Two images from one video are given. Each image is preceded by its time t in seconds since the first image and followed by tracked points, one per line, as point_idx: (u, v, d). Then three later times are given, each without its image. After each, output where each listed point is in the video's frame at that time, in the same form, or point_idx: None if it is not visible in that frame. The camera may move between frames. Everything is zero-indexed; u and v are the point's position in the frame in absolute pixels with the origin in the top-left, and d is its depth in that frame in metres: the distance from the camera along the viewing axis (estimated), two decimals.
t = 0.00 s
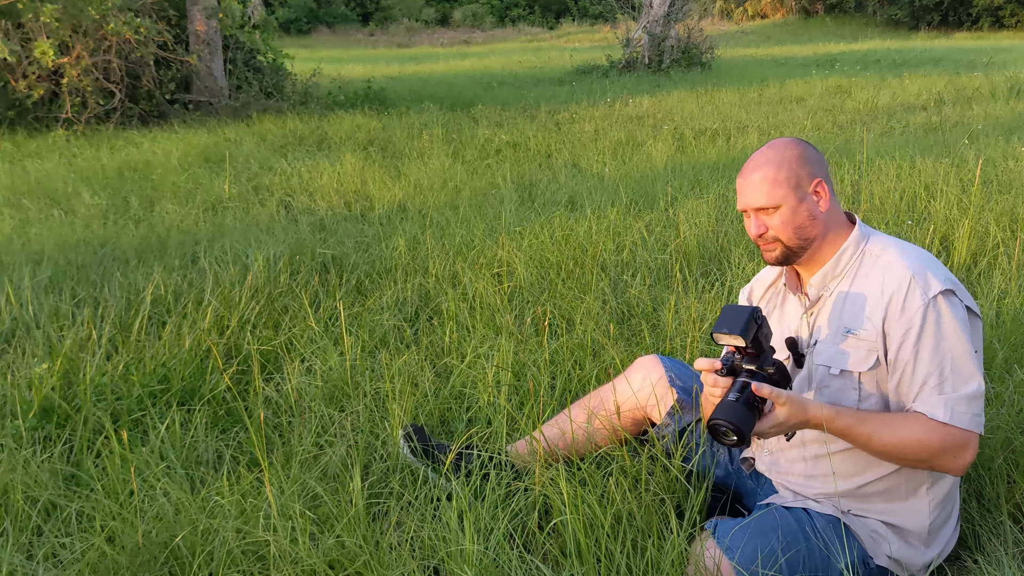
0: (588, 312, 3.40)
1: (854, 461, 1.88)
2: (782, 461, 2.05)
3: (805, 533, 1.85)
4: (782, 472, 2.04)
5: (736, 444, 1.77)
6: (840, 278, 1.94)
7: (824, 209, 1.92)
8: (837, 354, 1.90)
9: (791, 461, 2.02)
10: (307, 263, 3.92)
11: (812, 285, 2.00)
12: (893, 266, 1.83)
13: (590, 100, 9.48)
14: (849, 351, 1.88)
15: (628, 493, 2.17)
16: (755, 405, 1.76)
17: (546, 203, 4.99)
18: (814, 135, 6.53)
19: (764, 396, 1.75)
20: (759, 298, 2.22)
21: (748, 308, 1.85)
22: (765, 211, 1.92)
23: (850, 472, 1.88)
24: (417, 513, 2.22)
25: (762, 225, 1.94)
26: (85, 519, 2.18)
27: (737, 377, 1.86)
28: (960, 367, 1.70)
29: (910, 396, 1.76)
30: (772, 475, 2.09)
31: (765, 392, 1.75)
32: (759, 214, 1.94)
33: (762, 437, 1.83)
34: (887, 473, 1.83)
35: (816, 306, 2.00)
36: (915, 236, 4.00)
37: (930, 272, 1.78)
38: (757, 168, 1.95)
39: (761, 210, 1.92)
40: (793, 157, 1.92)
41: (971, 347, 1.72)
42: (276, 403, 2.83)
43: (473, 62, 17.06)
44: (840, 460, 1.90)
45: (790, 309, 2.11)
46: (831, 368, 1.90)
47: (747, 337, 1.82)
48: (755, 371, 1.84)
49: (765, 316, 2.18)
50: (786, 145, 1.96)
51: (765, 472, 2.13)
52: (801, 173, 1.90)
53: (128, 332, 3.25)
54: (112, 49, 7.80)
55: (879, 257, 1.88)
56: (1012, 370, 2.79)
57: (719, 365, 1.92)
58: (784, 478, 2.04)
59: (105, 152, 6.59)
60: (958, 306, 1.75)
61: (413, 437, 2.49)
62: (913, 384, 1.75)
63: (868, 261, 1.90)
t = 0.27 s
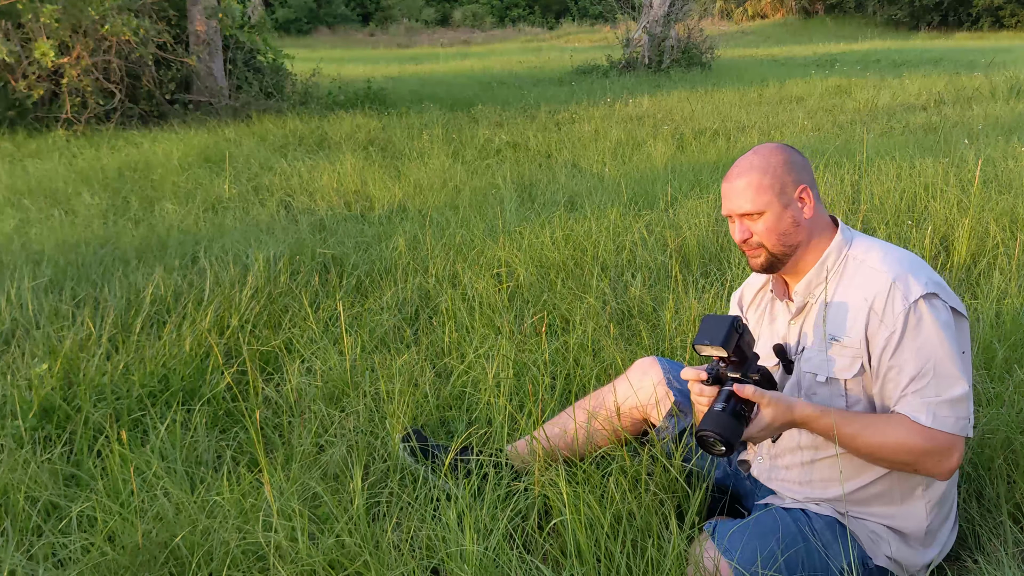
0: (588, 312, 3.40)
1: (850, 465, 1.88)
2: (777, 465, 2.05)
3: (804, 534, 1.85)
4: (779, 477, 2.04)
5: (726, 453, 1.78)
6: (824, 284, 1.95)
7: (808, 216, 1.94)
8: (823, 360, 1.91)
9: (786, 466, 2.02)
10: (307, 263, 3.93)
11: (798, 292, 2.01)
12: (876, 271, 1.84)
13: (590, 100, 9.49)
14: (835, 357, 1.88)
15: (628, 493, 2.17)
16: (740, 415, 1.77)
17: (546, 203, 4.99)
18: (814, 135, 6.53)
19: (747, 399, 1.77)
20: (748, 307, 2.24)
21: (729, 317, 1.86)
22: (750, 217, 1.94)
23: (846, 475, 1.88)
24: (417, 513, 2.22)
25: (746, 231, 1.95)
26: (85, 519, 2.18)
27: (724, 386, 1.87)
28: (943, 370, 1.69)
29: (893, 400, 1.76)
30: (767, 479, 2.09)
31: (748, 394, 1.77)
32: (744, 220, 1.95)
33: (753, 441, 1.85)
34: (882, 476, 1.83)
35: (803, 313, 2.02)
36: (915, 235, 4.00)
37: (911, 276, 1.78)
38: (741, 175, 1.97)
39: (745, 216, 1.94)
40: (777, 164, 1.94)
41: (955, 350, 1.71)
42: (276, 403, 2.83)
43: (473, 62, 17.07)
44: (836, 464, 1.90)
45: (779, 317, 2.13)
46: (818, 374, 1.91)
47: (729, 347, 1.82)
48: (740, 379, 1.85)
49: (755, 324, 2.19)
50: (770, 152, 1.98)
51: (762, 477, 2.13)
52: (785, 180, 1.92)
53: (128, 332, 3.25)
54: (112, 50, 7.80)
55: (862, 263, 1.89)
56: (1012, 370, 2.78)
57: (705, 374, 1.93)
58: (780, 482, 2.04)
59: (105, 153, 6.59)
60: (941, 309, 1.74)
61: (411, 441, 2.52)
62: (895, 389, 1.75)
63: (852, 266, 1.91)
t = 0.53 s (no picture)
0: (588, 312, 3.40)
1: (849, 466, 1.88)
2: (776, 467, 2.05)
3: (804, 534, 1.85)
4: (778, 478, 2.04)
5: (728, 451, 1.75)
6: (818, 286, 1.95)
7: (804, 217, 1.94)
8: (818, 361, 1.91)
9: (785, 468, 2.02)
10: (307, 263, 3.93)
11: (792, 295, 2.02)
12: (869, 272, 1.85)
13: (590, 100, 9.49)
14: (830, 358, 1.88)
15: (628, 493, 2.17)
16: (742, 409, 1.75)
17: (546, 203, 4.99)
18: (814, 135, 6.53)
19: (746, 393, 1.77)
20: (743, 310, 2.24)
21: (724, 313, 1.88)
22: (747, 219, 1.93)
23: (845, 477, 1.88)
24: (417, 513, 2.22)
25: (742, 232, 1.95)
26: (84, 519, 2.18)
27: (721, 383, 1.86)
28: (938, 370, 1.68)
29: (888, 398, 1.76)
30: (766, 481, 2.09)
31: (746, 388, 1.77)
32: (740, 221, 1.95)
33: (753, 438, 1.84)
34: (881, 477, 1.83)
35: (798, 316, 2.02)
36: (916, 235, 4.00)
37: (904, 276, 1.79)
38: (737, 176, 1.96)
39: (742, 218, 1.93)
40: (773, 165, 1.94)
41: (950, 348, 1.70)
42: (276, 403, 2.83)
43: (473, 62, 17.07)
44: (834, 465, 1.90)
45: (774, 319, 2.13)
46: (814, 377, 1.91)
47: (726, 343, 1.84)
48: (737, 374, 1.86)
49: (750, 326, 2.20)
50: (765, 153, 1.98)
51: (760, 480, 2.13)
52: (781, 181, 1.92)
53: (128, 332, 3.25)
54: (112, 50, 7.80)
55: (855, 264, 1.89)
56: (1011, 370, 2.78)
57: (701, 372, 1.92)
58: (779, 484, 2.04)
59: (105, 153, 6.59)
60: (935, 309, 1.74)
61: (411, 443, 2.50)
62: (890, 389, 1.75)
63: (845, 268, 1.91)
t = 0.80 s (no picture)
0: (589, 312, 3.40)
1: (850, 464, 1.88)
2: (778, 466, 2.06)
3: (804, 534, 1.85)
4: (779, 477, 2.05)
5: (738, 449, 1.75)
6: (822, 283, 1.97)
7: (818, 209, 1.99)
8: (822, 358, 1.91)
9: (787, 467, 2.02)
10: (307, 263, 3.93)
11: (795, 294, 2.03)
12: (870, 269, 1.86)
13: (590, 100, 9.49)
14: (834, 355, 1.89)
15: (628, 493, 2.17)
16: (748, 407, 1.75)
17: (546, 202, 4.99)
18: (814, 135, 6.53)
19: (751, 390, 1.76)
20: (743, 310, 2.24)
21: (726, 311, 1.86)
22: (772, 206, 1.94)
23: (846, 475, 1.89)
24: (417, 513, 2.22)
25: (770, 222, 1.94)
26: (84, 520, 2.18)
27: (726, 380, 1.86)
28: (940, 365, 1.69)
29: (889, 393, 1.76)
30: (768, 480, 2.09)
31: (751, 386, 1.76)
32: (767, 211, 1.95)
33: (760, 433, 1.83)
34: (882, 475, 1.83)
35: (800, 315, 2.03)
36: (916, 235, 4.00)
37: (905, 272, 1.80)
38: (753, 170, 1.98)
39: (768, 205, 1.94)
40: (787, 158, 1.99)
41: (951, 344, 1.71)
42: (276, 404, 2.83)
43: (473, 62, 17.07)
44: (836, 463, 1.90)
45: (776, 319, 2.14)
46: (817, 373, 1.91)
47: (729, 341, 1.83)
48: (742, 371, 1.85)
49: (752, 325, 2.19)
50: (774, 150, 2.03)
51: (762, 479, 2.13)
52: (797, 172, 1.97)
53: (128, 332, 3.25)
54: (112, 49, 7.80)
55: (857, 260, 1.90)
56: (1012, 370, 2.78)
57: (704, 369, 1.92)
58: (781, 483, 2.04)
59: (105, 152, 6.59)
60: (936, 305, 1.74)
61: (411, 443, 2.50)
62: (892, 384, 1.75)
63: (847, 265, 1.92)
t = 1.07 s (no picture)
0: (589, 312, 3.40)
1: (850, 463, 1.88)
2: (778, 465, 2.05)
3: (805, 534, 1.85)
4: (779, 476, 2.05)
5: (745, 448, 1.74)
6: (827, 282, 1.96)
7: (820, 211, 1.97)
8: (826, 357, 1.91)
9: (788, 465, 2.02)
10: (307, 263, 3.93)
11: (799, 293, 2.02)
12: (875, 267, 1.86)
13: (590, 100, 9.49)
14: (838, 353, 1.89)
15: (628, 493, 2.17)
16: (754, 406, 1.74)
17: (546, 202, 4.99)
18: (813, 134, 6.53)
19: (756, 388, 1.75)
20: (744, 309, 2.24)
21: (729, 311, 1.84)
22: (774, 213, 1.93)
23: (846, 474, 1.89)
24: (417, 513, 2.22)
25: (772, 229, 1.93)
26: (84, 520, 2.18)
27: (730, 379, 1.86)
28: (942, 364, 1.69)
29: (892, 391, 1.76)
30: (768, 478, 2.09)
31: (757, 383, 1.75)
32: (768, 219, 1.94)
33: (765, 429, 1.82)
34: (883, 474, 1.83)
35: (804, 313, 2.02)
36: (915, 235, 4.00)
37: (909, 271, 1.80)
38: (754, 176, 1.96)
39: (769, 213, 1.93)
40: (787, 161, 1.97)
41: (954, 343, 1.71)
42: (276, 403, 2.83)
43: (473, 62, 17.07)
44: (836, 462, 1.91)
45: (780, 318, 2.14)
46: (820, 372, 1.91)
47: (734, 342, 1.82)
48: (745, 369, 1.84)
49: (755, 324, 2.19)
50: (775, 152, 2.00)
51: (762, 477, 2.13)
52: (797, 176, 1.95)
53: (128, 332, 3.25)
54: (112, 50, 7.80)
55: (861, 259, 1.90)
56: (1012, 370, 2.78)
57: (707, 367, 1.91)
58: (781, 481, 2.04)
59: (105, 152, 6.59)
60: (940, 304, 1.74)
61: (411, 443, 2.50)
62: (894, 382, 1.75)
63: (851, 264, 1.93)
